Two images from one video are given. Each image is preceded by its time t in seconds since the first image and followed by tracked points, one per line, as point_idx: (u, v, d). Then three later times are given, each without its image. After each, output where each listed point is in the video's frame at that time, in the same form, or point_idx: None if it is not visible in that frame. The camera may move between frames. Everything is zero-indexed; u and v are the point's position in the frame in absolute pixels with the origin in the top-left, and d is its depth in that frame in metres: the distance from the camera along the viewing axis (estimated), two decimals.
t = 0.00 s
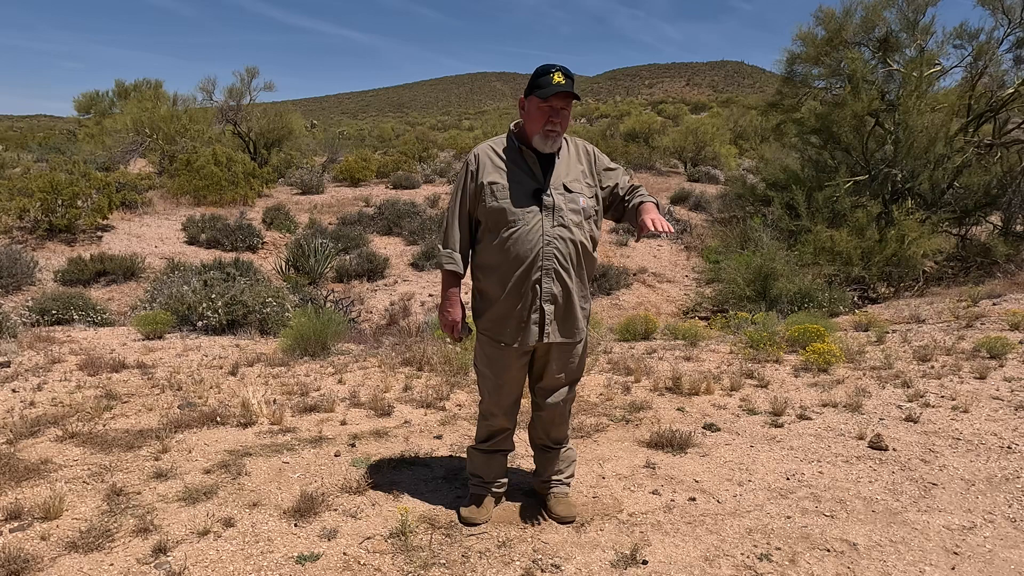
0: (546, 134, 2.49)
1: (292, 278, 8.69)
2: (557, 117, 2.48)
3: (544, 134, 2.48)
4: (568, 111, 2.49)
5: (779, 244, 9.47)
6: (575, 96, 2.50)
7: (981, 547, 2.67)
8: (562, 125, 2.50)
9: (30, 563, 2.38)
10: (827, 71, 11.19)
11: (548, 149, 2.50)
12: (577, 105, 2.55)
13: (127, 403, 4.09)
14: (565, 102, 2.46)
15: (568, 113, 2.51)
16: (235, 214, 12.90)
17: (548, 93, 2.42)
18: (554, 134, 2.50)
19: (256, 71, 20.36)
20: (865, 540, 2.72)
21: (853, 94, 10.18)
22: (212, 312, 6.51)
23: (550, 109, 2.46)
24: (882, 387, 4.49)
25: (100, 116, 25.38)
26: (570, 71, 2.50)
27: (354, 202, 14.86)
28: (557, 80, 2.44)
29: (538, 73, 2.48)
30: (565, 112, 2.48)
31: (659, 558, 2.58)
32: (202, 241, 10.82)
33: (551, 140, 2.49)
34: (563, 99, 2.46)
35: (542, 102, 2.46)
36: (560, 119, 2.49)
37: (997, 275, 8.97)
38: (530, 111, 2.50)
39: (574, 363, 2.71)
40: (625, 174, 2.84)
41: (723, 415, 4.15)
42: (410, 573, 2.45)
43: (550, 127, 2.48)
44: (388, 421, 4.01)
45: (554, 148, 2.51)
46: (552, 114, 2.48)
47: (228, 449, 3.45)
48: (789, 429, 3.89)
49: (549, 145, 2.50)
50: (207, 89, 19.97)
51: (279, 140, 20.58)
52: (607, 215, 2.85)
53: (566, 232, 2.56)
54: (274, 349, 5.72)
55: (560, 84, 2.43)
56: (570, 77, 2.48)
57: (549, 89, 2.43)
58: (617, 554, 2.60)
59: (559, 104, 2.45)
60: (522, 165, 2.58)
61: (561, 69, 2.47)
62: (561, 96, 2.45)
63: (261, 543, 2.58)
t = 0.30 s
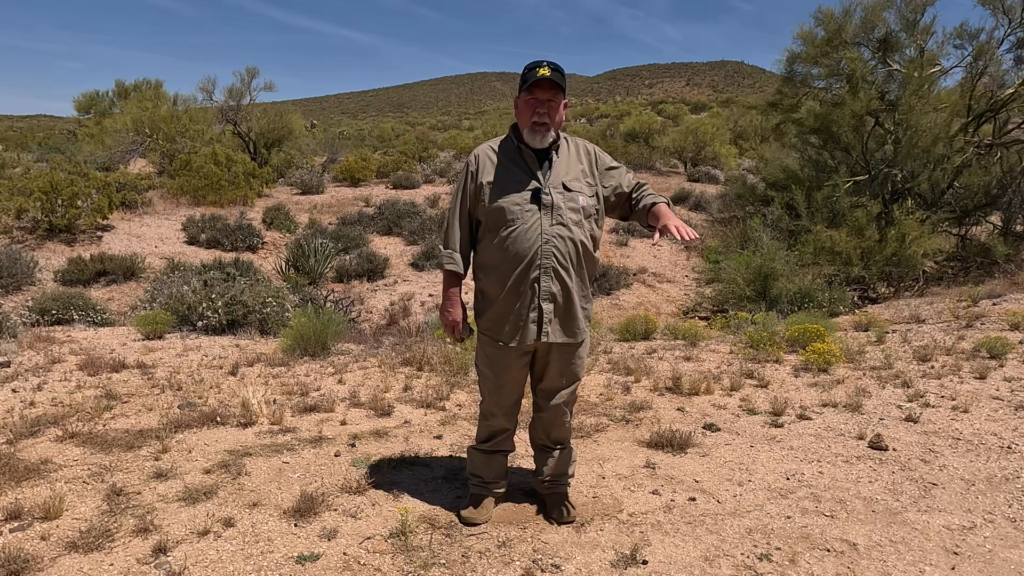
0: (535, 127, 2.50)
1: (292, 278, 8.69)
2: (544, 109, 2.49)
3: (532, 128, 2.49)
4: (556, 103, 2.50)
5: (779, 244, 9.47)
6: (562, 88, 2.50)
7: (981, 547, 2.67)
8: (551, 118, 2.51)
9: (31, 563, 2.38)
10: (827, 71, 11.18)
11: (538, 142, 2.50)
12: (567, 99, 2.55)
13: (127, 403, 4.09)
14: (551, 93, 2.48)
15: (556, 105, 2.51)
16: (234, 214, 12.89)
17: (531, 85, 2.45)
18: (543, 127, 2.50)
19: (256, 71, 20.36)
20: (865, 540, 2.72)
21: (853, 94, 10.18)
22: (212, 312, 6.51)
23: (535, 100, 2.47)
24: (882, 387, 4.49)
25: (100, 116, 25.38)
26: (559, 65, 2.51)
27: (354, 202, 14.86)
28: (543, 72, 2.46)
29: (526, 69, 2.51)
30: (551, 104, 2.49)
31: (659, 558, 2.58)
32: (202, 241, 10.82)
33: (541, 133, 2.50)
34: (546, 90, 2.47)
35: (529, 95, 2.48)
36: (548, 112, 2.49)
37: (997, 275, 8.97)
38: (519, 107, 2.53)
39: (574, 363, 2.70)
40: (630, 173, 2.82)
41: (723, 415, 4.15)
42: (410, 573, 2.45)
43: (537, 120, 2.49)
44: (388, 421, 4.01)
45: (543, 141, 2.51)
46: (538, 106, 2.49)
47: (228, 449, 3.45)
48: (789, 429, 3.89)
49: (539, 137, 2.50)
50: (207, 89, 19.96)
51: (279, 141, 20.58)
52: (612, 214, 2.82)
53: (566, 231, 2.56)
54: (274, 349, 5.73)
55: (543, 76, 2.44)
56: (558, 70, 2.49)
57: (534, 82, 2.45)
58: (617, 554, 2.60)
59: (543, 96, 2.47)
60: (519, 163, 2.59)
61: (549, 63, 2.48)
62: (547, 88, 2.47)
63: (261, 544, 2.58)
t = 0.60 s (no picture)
0: (533, 124, 2.51)
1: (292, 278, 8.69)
2: (542, 106, 2.50)
3: (530, 125, 2.50)
4: (554, 100, 2.51)
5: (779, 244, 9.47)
6: (560, 86, 2.51)
7: (981, 546, 2.67)
8: (548, 116, 2.52)
9: (30, 563, 2.38)
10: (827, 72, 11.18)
11: (536, 140, 2.51)
12: (566, 96, 2.55)
13: (127, 403, 4.09)
14: (548, 91, 2.49)
15: (554, 103, 2.52)
16: (234, 214, 12.89)
17: (529, 84, 2.47)
18: (540, 125, 2.51)
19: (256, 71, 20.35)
20: (865, 540, 2.72)
21: (853, 94, 10.17)
22: (212, 312, 6.51)
23: (533, 98, 2.49)
24: (882, 387, 4.49)
25: (100, 116, 25.38)
26: (558, 64, 2.52)
27: (354, 202, 14.86)
28: (540, 69, 2.47)
29: (524, 69, 2.53)
30: (549, 102, 2.50)
31: (659, 558, 2.58)
32: (202, 241, 10.82)
33: (539, 130, 2.51)
34: (544, 89, 2.48)
35: (526, 93, 2.50)
36: (545, 109, 2.50)
37: (997, 275, 8.98)
38: (518, 105, 2.55)
39: (574, 362, 2.69)
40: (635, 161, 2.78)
41: (723, 415, 4.15)
42: (410, 573, 2.45)
43: (534, 117, 2.50)
44: (388, 421, 4.01)
45: (541, 138, 2.51)
46: (536, 104, 2.50)
47: (228, 449, 3.45)
48: (789, 429, 3.89)
49: (537, 134, 2.51)
50: (207, 89, 19.96)
51: (279, 140, 20.58)
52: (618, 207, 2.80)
53: (565, 229, 2.55)
54: (274, 349, 5.72)
55: (541, 75, 2.45)
56: (557, 68, 2.50)
57: (531, 79, 2.47)
58: (617, 554, 2.60)
59: (541, 94, 2.48)
60: (518, 161, 2.59)
61: (548, 62, 2.49)
62: (544, 85, 2.48)
63: (261, 543, 2.58)
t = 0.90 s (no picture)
0: (534, 123, 2.51)
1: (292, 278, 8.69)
2: (542, 105, 2.50)
3: (531, 124, 2.50)
4: (555, 99, 2.51)
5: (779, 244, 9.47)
6: (562, 85, 2.51)
7: (981, 547, 2.67)
8: (550, 114, 2.52)
9: (30, 563, 2.38)
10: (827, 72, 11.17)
11: (537, 139, 2.51)
12: (567, 95, 2.55)
13: (127, 403, 4.09)
14: (549, 89, 2.49)
15: (555, 102, 2.52)
16: (234, 214, 12.89)
17: (530, 83, 2.48)
18: (542, 124, 2.51)
19: (256, 71, 20.35)
20: (865, 540, 2.72)
21: (853, 94, 10.16)
22: (212, 312, 6.51)
23: (533, 97, 2.49)
24: (882, 387, 4.49)
25: (100, 116, 25.39)
26: (559, 63, 2.53)
27: (354, 202, 14.85)
28: (542, 68, 2.47)
29: (525, 68, 2.53)
30: (550, 100, 2.50)
31: (659, 558, 2.58)
32: (202, 241, 10.82)
33: (540, 129, 2.51)
34: (545, 88, 2.49)
35: (527, 93, 2.51)
36: (546, 108, 2.50)
37: (997, 275, 8.98)
38: (519, 104, 2.56)
39: (576, 362, 2.69)
40: (638, 157, 2.79)
41: (723, 415, 4.15)
42: (410, 573, 2.45)
43: (535, 116, 2.50)
44: (388, 421, 4.01)
45: (543, 137, 2.51)
46: (537, 103, 2.50)
47: (228, 449, 3.45)
48: (789, 429, 3.89)
49: (538, 133, 2.51)
50: (207, 89, 19.96)
51: (279, 141, 20.58)
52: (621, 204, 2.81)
53: (566, 230, 2.54)
54: (274, 349, 5.73)
55: (542, 73, 2.46)
56: (558, 67, 2.51)
57: (532, 78, 2.47)
58: (617, 554, 2.60)
59: (542, 92, 2.49)
60: (520, 161, 2.59)
61: (549, 61, 2.50)
62: (544, 84, 2.48)
63: (261, 544, 2.58)
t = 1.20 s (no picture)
0: (534, 122, 2.50)
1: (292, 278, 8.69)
2: (542, 104, 2.50)
3: (531, 124, 2.50)
4: (554, 98, 2.50)
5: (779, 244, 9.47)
6: (561, 84, 2.51)
7: (981, 546, 2.67)
8: (550, 114, 2.51)
9: (30, 563, 2.38)
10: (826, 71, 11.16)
11: (537, 139, 2.51)
12: (568, 95, 2.55)
13: (127, 403, 4.09)
14: (549, 89, 2.49)
15: (555, 101, 2.52)
16: (234, 214, 12.89)
17: (529, 83, 2.48)
18: (542, 124, 2.50)
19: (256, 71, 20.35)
20: (865, 540, 2.72)
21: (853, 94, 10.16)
22: (212, 312, 6.51)
23: (532, 97, 2.49)
24: (882, 387, 4.49)
25: (100, 116, 25.39)
26: (559, 63, 2.52)
27: (354, 202, 14.85)
28: (541, 68, 2.47)
29: (525, 68, 2.53)
30: (549, 100, 2.50)
31: (659, 558, 2.58)
32: (202, 241, 10.82)
33: (540, 129, 2.50)
34: (545, 87, 2.48)
35: (527, 93, 2.51)
36: (546, 107, 2.50)
37: (997, 275, 8.98)
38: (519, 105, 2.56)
39: (576, 362, 2.69)
40: (639, 157, 2.78)
41: (723, 415, 4.15)
42: (410, 573, 2.45)
43: (535, 116, 2.50)
44: (388, 421, 4.01)
45: (543, 136, 2.50)
46: (537, 103, 2.50)
47: (228, 449, 3.45)
48: (789, 429, 3.89)
49: (538, 133, 2.50)
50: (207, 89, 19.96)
51: (279, 141, 20.58)
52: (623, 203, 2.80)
53: (567, 231, 2.54)
54: (274, 349, 5.73)
55: (541, 73, 2.46)
56: (557, 67, 2.50)
57: (531, 78, 2.47)
58: (617, 554, 2.60)
59: (541, 92, 2.48)
60: (521, 161, 2.59)
61: (548, 61, 2.50)
62: (544, 83, 2.48)
63: (261, 543, 2.58)
